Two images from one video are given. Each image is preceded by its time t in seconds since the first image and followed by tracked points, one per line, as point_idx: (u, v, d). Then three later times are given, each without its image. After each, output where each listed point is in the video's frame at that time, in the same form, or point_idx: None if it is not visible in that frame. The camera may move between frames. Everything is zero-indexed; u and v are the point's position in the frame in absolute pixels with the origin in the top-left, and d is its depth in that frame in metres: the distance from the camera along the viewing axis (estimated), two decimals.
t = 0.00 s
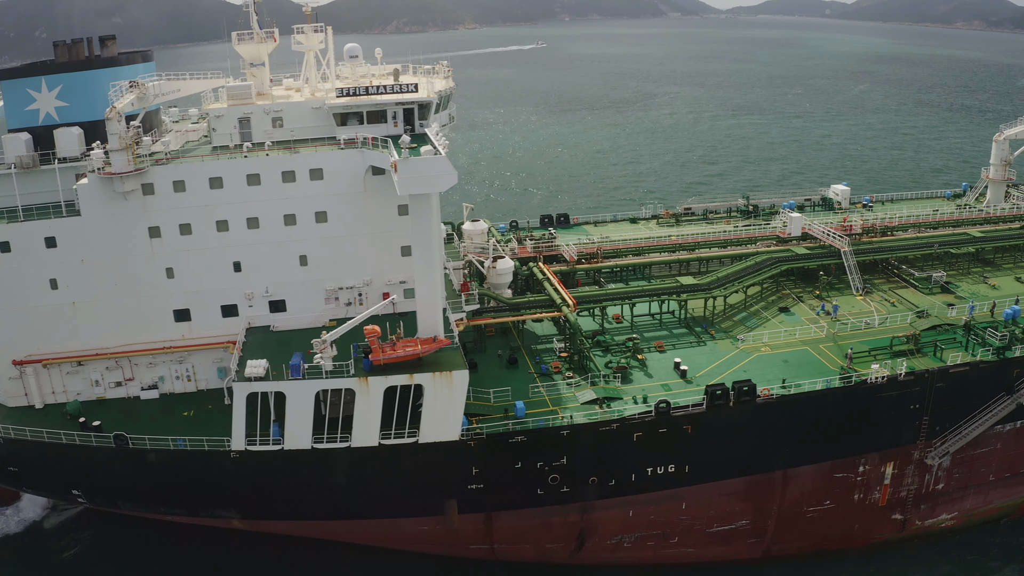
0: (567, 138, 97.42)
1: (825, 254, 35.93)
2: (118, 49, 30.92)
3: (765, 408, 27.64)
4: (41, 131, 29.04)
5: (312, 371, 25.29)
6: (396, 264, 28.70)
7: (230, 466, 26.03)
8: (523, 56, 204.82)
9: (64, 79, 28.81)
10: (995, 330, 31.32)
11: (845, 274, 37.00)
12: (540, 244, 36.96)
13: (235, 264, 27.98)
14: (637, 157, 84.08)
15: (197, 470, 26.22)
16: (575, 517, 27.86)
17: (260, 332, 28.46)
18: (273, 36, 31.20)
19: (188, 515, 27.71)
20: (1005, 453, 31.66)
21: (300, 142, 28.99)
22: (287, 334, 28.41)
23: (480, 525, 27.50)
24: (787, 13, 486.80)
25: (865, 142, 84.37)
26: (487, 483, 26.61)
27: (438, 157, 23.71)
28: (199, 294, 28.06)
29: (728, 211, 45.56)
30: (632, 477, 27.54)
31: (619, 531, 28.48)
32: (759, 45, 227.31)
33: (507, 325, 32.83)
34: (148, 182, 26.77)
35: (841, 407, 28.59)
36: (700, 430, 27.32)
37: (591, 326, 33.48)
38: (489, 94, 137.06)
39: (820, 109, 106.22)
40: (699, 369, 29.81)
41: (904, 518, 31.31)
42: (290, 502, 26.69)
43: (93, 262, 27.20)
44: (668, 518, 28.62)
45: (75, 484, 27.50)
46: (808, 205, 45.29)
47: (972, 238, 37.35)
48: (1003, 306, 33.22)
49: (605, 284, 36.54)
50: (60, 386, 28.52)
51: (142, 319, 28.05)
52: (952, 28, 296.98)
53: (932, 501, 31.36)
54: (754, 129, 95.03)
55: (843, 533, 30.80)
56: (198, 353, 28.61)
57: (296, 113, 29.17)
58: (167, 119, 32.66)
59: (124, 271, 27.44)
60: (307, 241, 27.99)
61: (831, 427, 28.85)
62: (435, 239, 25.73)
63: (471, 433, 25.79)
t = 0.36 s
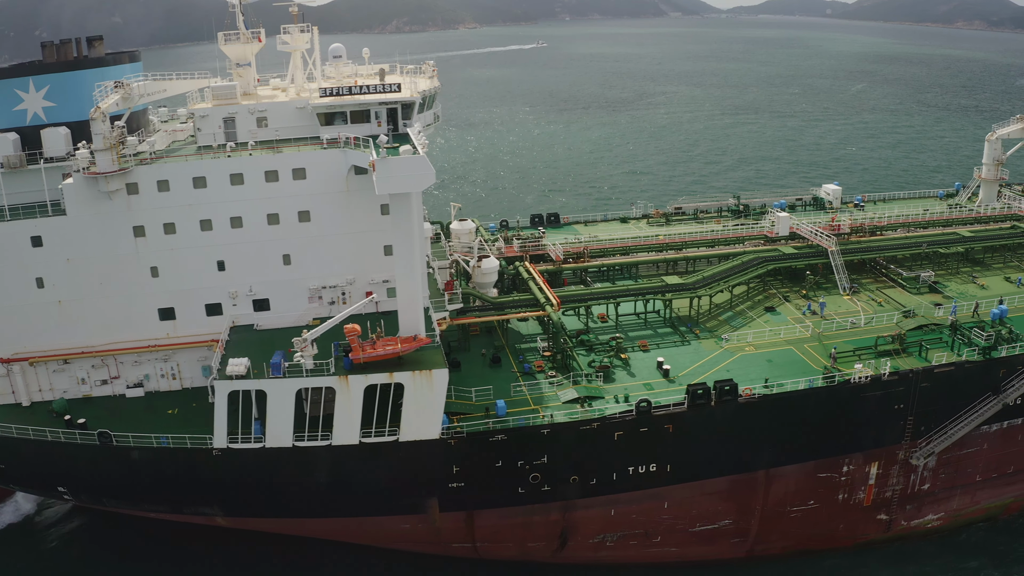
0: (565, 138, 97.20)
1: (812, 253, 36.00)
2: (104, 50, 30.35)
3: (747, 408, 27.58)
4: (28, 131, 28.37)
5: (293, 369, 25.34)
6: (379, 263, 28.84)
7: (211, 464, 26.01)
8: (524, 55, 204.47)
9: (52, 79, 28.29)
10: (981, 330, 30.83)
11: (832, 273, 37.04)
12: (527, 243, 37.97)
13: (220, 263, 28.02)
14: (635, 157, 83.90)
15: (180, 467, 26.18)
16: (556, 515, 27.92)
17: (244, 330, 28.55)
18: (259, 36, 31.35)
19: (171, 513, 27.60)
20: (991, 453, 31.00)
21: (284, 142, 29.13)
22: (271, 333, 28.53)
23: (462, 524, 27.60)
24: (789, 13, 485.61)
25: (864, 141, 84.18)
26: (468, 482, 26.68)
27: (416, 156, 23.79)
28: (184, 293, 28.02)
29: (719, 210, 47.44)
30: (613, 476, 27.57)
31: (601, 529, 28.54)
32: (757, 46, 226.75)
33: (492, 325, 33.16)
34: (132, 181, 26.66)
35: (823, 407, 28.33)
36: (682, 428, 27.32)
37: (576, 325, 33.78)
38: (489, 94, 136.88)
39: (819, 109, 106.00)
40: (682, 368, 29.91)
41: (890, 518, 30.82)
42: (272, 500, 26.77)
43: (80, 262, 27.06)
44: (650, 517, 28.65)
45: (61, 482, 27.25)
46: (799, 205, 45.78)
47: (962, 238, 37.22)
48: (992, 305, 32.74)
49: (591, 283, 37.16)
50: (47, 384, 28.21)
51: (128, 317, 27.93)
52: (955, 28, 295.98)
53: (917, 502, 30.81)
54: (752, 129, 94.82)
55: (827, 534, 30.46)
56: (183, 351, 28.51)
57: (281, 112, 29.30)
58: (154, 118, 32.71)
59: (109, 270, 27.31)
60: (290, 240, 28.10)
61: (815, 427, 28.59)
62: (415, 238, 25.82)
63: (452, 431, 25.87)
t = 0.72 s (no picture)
0: (569, 138, 97.06)
1: (805, 254, 35.92)
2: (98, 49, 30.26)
3: (734, 408, 27.43)
4: (22, 131, 28.08)
5: (278, 367, 25.30)
6: (366, 262, 28.96)
7: (198, 461, 25.96)
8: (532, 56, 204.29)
9: (45, 79, 27.98)
10: (973, 331, 30.25)
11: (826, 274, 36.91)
12: (519, 243, 38.73)
13: (209, 261, 28.01)
14: (638, 158, 83.64)
15: (167, 464, 26.07)
16: (542, 514, 27.96)
17: (233, 328, 28.62)
18: (251, 36, 31.58)
19: (159, 508, 27.54)
20: (984, 455, 30.31)
21: (273, 140, 29.26)
22: (260, 330, 28.63)
23: (447, 522, 27.68)
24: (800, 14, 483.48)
25: (869, 142, 83.68)
26: (452, 480, 26.74)
27: (398, 155, 23.82)
28: (175, 290, 27.96)
29: (717, 210, 47.63)
30: (599, 476, 27.57)
31: (587, 529, 28.52)
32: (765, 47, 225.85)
33: (482, 324, 33.58)
34: (123, 179, 26.50)
35: (810, 408, 28.02)
36: (668, 428, 27.25)
37: (566, 324, 34.10)
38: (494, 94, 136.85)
39: (825, 109, 105.50)
40: (669, 368, 29.96)
41: (880, 521, 30.24)
42: (258, 497, 26.83)
43: (71, 259, 26.85)
44: (636, 517, 28.59)
45: (51, 477, 27.10)
46: (796, 206, 45.95)
47: (957, 238, 36.92)
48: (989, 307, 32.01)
49: (582, 282, 37.81)
50: (39, 379, 28.11)
51: (117, 314, 27.78)
52: (967, 29, 293.81)
53: (909, 504, 30.21)
54: (757, 130, 94.48)
55: (816, 535, 30.10)
56: (173, 348, 28.45)
57: (270, 111, 29.52)
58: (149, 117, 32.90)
59: (99, 268, 27.12)
60: (279, 239, 28.21)
61: (803, 428, 28.32)
62: (400, 237, 25.93)
63: (436, 429, 25.94)
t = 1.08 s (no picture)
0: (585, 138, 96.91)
1: (813, 257, 35.62)
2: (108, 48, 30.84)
3: (732, 410, 27.24)
4: (33, 127, 28.62)
5: (277, 361, 25.45)
6: (368, 259, 29.12)
7: (198, 454, 26.18)
8: (553, 56, 203.71)
9: (56, 75, 28.38)
10: (979, 337, 29.82)
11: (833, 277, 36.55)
12: (525, 243, 39.14)
13: (212, 257, 28.27)
14: (654, 159, 83.33)
15: (168, 456, 26.35)
16: (539, 513, 27.97)
17: (236, 323, 28.85)
18: (258, 34, 31.89)
19: (161, 499, 27.86)
20: (990, 462, 29.84)
21: (277, 138, 29.56)
22: (262, 325, 28.88)
23: (444, 519, 27.79)
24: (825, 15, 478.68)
25: (888, 145, 82.69)
26: (449, 477, 26.85)
27: (395, 153, 23.91)
28: (179, 285, 28.24)
29: (729, 211, 47.29)
30: (596, 475, 27.54)
31: (585, 528, 28.46)
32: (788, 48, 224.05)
33: (485, 322, 33.72)
34: (128, 176, 26.83)
35: (811, 411, 27.76)
36: (666, 429, 27.14)
37: (568, 323, 34.11)
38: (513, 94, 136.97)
39: (845, 111, 104.45)
40: (670, 369, 29.90)
41: (883, 526, 29.87)
42: (257, 491, 27.04)
43: (77, 253, 27.22)
44: (634, 517, 28.51)
45: (56, 467, 27.55)
46: (810, 209, 45.30)
47: (968, 242, 36.36)
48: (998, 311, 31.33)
49: (587, 282, 37.95)
50: (46, 371, 28.54)
51: (123, 308, 28.11)
52: (995, 31, 289.21)
53: (912, 510, 29.80)
54: (775, 131, 93.72)
55: (816, 540, 29.78)
56: (177, 342, 28.72)
57: (276, 109, 29.86)
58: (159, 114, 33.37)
59: (105, 261, 27.45)
60: (281, 235, 28.42)
61: (804, 432, 28.06)
62: (399, 234, 26.17)
63: (433, 426, 26.00)
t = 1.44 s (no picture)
0: (603, 138, 96.75)
1: (821, 259, 35.27)
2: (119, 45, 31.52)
3: (731, 412, 27.11)
4: (45, 123, 29.29)
5: (276, 356, 25.91)
6: (370, 256, 29.33)
7: (198, 446, 26.57)
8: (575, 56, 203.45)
9: (67, 73, 28.94)
10: (986, 341, 29.39)
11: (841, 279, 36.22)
12: (531, 242, 39.27)
13: (217, 252, 28.63)
14: (670, 160, 83.01)
15: (170, 448, 26.77)
16: (535, 511, 28.05)
17: (240, 318, 29.19)
18: (267, 33, 32.29)
19: (163, 490, 28.31)
20: (995, 469, 29.43)
21: (282, 135, 29.92)
22: (266, 321, 29.22)
23: (441, 515, 27.96)
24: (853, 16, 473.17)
25: (909, 148, 81.60)
26: (445, 473, 27.01)
27: (391, 152, 24.10)
28: (185, 280, 28.66)
29: (742, 213, 47.02)
30: (593, 475, 27.55)
31: (582, 528, 28.47)
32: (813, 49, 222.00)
33: (488, 320, 33.90)
34: (135, 172, 27.28)
35: (810, 414, 27.55)
36: (663, 430, 27.07)
37: (572, 323, 34.18)
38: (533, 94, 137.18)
39: (867, 113, 103.22)
40: (670, 370, 29.87)
41: (884, 531, 29.55)
42: (256, 484, 27.39)
43: (85, 247, 27.73)
44: (631, 517, 28.46)
45: (62, 457, 28.08)
46: (823, 210, 45.16)
47: (980, 246, 35.80)
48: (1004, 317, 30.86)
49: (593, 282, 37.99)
50: (54, 363, 29.08)
51: (129, 302, 28.55)
52: None
53: (915, 516, 29.44)
54: (795, 133, 92.88)
55: (817, 544, 29.50)
56: (182, 336, 29.16)
57: (282, 107, 30.23)
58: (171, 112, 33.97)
59: (112, 256, 27.95)
60: (284, 232, 28.69)
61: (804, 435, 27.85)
62: (398, 232, 26.42)
63: (429, 423, 26.16)
